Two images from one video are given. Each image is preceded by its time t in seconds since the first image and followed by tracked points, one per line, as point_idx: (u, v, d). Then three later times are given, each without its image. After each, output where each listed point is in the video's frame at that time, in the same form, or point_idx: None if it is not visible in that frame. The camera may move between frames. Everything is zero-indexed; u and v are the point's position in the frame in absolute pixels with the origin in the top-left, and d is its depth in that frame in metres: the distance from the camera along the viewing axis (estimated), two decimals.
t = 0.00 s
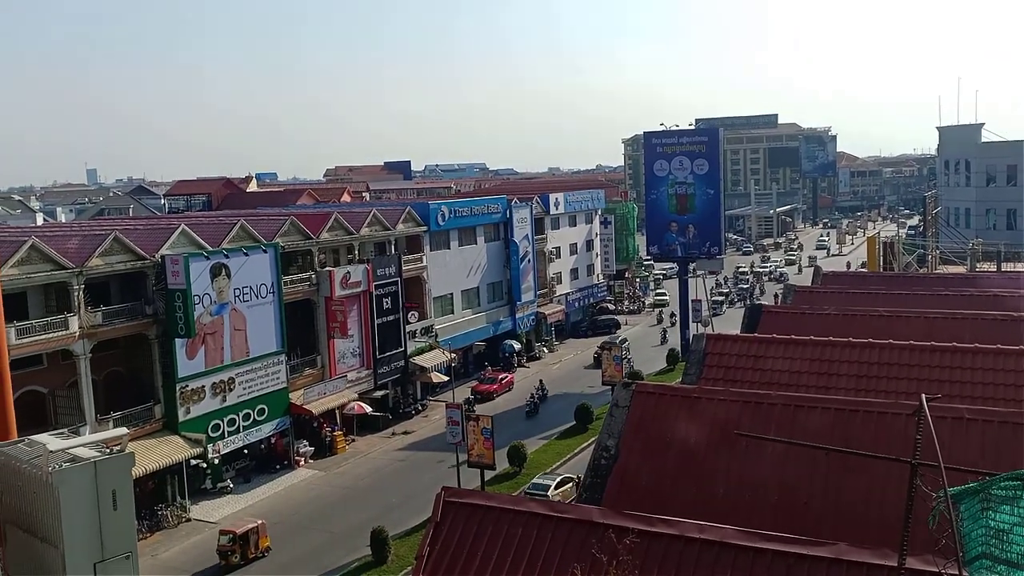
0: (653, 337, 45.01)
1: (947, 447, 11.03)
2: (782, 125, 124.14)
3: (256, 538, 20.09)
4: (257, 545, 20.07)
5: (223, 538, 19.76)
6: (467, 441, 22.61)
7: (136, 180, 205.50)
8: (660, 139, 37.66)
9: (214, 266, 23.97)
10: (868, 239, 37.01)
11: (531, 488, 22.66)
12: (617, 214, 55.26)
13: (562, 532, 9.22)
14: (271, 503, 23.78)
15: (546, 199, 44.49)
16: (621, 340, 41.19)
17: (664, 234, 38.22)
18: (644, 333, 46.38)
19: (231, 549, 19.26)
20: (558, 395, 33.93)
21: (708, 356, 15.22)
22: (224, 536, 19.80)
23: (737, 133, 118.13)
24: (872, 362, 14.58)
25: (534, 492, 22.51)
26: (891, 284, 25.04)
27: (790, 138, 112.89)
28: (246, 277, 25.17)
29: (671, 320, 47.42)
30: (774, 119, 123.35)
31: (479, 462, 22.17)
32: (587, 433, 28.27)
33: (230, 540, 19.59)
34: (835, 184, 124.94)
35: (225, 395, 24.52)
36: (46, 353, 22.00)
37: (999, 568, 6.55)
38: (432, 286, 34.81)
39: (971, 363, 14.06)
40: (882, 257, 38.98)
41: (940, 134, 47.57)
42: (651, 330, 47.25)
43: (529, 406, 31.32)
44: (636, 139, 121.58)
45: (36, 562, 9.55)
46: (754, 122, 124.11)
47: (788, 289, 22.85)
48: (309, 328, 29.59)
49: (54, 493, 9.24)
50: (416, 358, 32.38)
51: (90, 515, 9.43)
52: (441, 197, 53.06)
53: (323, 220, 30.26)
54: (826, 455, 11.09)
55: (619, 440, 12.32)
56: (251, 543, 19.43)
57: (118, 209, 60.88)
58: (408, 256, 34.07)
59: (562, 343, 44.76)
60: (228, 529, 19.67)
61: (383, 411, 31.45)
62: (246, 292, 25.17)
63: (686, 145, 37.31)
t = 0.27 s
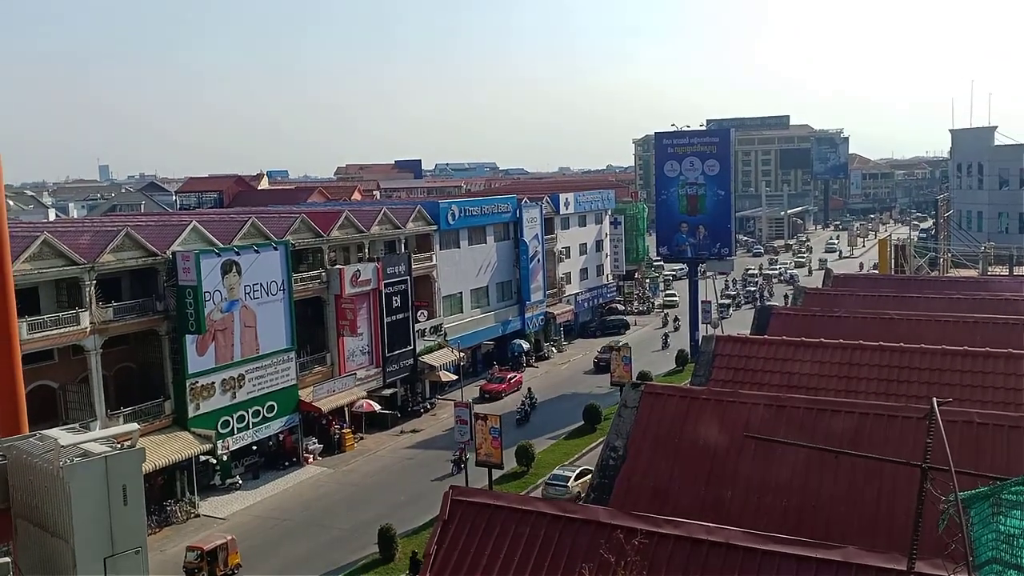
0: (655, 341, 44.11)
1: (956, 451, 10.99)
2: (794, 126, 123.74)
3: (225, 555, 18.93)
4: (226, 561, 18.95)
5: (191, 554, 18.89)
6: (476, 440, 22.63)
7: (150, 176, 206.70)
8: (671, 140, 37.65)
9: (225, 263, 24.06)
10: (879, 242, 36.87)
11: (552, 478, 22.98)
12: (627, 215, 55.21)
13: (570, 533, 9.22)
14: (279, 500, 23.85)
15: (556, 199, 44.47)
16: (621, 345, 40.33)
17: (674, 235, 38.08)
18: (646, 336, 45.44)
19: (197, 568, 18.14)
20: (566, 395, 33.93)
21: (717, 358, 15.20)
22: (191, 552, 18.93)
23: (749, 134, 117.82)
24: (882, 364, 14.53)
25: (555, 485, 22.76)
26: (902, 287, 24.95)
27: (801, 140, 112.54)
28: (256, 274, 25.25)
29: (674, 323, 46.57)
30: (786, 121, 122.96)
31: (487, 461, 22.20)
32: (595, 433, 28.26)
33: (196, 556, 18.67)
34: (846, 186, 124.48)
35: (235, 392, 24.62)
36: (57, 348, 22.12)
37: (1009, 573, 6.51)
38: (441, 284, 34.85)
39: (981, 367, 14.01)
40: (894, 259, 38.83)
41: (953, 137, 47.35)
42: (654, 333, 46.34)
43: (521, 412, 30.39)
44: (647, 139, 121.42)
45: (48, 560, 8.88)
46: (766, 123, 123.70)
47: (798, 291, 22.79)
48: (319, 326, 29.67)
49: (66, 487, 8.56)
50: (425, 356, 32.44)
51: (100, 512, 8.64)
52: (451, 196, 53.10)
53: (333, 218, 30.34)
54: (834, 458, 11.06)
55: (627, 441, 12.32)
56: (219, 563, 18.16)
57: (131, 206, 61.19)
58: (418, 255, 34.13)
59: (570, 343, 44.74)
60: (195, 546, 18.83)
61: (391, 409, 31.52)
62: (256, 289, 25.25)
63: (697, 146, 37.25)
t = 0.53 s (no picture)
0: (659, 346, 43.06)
1: (970, 455, 10.92)
2: (808, 128, 123.19)
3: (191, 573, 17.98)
4: None
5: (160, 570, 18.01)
6: (486, 439, 22.61)
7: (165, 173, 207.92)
8: (684, 140, 37.59)
9: (238, 260, 24.14)
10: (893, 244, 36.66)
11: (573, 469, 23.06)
12: (640, 215, 55.10)
13: (580, 533, 9.20)
14: (290, 496, 23.92)
15: (568, 198, 44.42)
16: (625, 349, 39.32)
17: (687, 235, 37.94)
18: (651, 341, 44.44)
19: None
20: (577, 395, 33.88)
21: (729, 359, 15.14)
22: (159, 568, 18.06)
23: (763, 135, 117.34)
24: (896, 368, 14.43)
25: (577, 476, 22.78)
26: (918, 289, 24.78)
27: (816, 141, 112.06)
28: (269, 271, 25.32)
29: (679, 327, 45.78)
30: (801, 122, 122.43)
31: (497, 460, 22.19)
32: (606, 433, 28.19)
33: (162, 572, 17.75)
34: (861, 188, 123.80)
35: (247, 388, 24.71)
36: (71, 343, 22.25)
37: None
38: (453, 283, 34.88)
39: (995, 372, 13.90)
40: (908, 262, 38.60)
41: (969, 139, 47.04)
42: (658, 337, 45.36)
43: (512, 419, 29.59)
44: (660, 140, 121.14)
45: (60, 552, 8.95)
46: (780, 124, 123.16)
47: (812, 293, 22.68)
48: (331, 323, 29.74)
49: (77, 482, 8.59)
50: (436, 355, 32.47)
51: (112, 505, 8.68)
52: (464, 195, 53.14)
53: (346, 216, 30.41)
54: (846, 461, 11.01)
55: (638, 441, 12.29)
56: None
57: (145, 201, 61.50)
58: (430, 253, 34.16)
59: (582, 343, 44.69)
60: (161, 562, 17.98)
61: (403, 407, 31.57)
62: (269, 286, 25.33)
63: (711, 146, 37.13)
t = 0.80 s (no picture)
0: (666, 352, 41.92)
1: (986, 459, 10.86)
2: (826, 129, 122.54)
3: None
4: None
5: None
6: (500, 438, 22.64)
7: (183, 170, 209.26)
8: (700, 141, 37.52)
9: (255, 257, 24.28)
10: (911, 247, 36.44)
11: (597, 462, 23.63)
12: (656, 216, 54.98)
13: (593, 532, 9.21)
14: (304, 493, 24.04)
15: (584, 198, 44.38)
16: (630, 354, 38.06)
17: (703, 236, 37.83)
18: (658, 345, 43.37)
19: None
20: (590, 395, 33.85)
21: (744, 361, 15.12)
22: None
23: (780, 136, 116.73)
24: (914, 371, 14.34)
25: (600, 468, 23.31)
26: (935, 293, 24.62)
27: (834, 142, 111.48)
28: (285, 269, 25.44)
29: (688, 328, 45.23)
30: (818, 124, 121.79)
31: (511, 460, 22.20)
32: (619, 434, 28.16)
33: None
34: (879, 190, 123.09)
35: (262, 384, 24.86)
36: (88, 338, 22.45)
37: None
38: (468, 281, 34.94)
39: (1013, 375, 13.81)
40: (926, 265, 38.35)
41: (989, 141, 46.70)
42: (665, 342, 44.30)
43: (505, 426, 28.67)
44: (677, 140, 120.80)
45: (76, 545, 9.03)
46: (798, 125, 122.58)
47: (828, 295, 22.60)
48: (346, 320, 29.85)
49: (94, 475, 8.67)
50: (450, 353, 32.54)
51: (129, 499, 8.75)
52: (479, 194, 53.19)
53: (361, 214, 30.52)
54: (861, 464, 10.96)
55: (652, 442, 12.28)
56: None
57: (163, 199, 61.89)
58: (445, 252, 34.24)
59: (596, 343, 44.67)
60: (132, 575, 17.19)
61: (417, 405, 31.66)
62: (285, 283, 25.46)
63: (727, 146, 37.02)
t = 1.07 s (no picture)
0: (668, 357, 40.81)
1: (1000, 461, 10.79)
2: (842, 129, 121.85)
3: None
4: None
5: None
6: (511, 436, 22.67)
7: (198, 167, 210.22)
8: (716, 141, 37.39)
9: (270, 254, 24.40)
10: (928, 249, 36.26)
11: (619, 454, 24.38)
12: (670, 215, 54.86)
13: (604, 532, 9.22)
14: (316, 489, 24.18)
15: (598, 197, 44.31)
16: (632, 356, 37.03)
17: (718, 236, 37.72)
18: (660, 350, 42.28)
19: None
20: (603, 395, 33.84)
21: (757, 361, 15.07)
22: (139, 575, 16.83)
23: (796, 136, 116.15)
24: (927, 373, 14.26)
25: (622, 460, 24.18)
26: (951, 295, 24.48)
27: (850, 143, 110.84)
28: (300, 266, 25.56)
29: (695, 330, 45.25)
30: (835, 124, 121.11)
31: (522, 458, 22.24)
32: (631, 434, 28.14)
33: None
34: (896, 191, 122.33)
35: (276, 380, 24.99)
36: (104, 333, 22.63)
37: None
38: (481, 280, 34.97)
39: None
40: (942, 267, 38.12)
41: (1007, 143, 46.33)
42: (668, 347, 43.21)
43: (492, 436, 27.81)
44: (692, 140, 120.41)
45: (90, 539, 9.11)
46: (814, 125, 121.94)
47: (842, 297, 22.51)
48: (359, 318, 29.96)
49: (109, 470, 8.73)
50: (463, 351, 32.60)
51: (142, 494, 8.82)
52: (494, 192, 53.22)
53: (376, 212, 30.60)
54: (874, 466, 10.93)
55: (664, 442, 12.27)
56: None
57: (178, 195, 62.22)
58: (459, 250, 34.28)
59: (609, 342, 44.63)
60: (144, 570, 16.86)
61: (429, 402, 31.74)
62: (299, 280, 25.57)
63: (743, 146, 36.88)
